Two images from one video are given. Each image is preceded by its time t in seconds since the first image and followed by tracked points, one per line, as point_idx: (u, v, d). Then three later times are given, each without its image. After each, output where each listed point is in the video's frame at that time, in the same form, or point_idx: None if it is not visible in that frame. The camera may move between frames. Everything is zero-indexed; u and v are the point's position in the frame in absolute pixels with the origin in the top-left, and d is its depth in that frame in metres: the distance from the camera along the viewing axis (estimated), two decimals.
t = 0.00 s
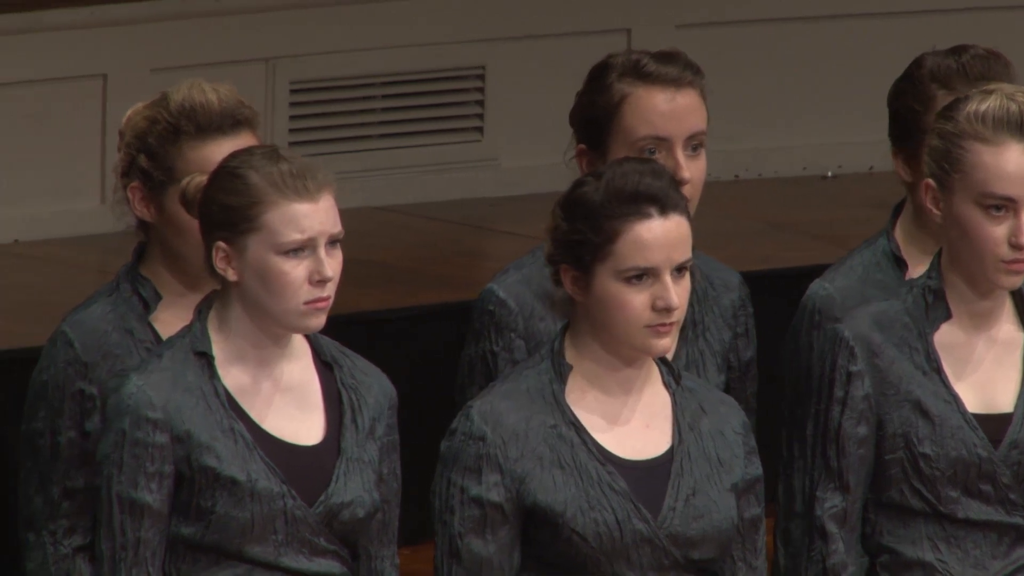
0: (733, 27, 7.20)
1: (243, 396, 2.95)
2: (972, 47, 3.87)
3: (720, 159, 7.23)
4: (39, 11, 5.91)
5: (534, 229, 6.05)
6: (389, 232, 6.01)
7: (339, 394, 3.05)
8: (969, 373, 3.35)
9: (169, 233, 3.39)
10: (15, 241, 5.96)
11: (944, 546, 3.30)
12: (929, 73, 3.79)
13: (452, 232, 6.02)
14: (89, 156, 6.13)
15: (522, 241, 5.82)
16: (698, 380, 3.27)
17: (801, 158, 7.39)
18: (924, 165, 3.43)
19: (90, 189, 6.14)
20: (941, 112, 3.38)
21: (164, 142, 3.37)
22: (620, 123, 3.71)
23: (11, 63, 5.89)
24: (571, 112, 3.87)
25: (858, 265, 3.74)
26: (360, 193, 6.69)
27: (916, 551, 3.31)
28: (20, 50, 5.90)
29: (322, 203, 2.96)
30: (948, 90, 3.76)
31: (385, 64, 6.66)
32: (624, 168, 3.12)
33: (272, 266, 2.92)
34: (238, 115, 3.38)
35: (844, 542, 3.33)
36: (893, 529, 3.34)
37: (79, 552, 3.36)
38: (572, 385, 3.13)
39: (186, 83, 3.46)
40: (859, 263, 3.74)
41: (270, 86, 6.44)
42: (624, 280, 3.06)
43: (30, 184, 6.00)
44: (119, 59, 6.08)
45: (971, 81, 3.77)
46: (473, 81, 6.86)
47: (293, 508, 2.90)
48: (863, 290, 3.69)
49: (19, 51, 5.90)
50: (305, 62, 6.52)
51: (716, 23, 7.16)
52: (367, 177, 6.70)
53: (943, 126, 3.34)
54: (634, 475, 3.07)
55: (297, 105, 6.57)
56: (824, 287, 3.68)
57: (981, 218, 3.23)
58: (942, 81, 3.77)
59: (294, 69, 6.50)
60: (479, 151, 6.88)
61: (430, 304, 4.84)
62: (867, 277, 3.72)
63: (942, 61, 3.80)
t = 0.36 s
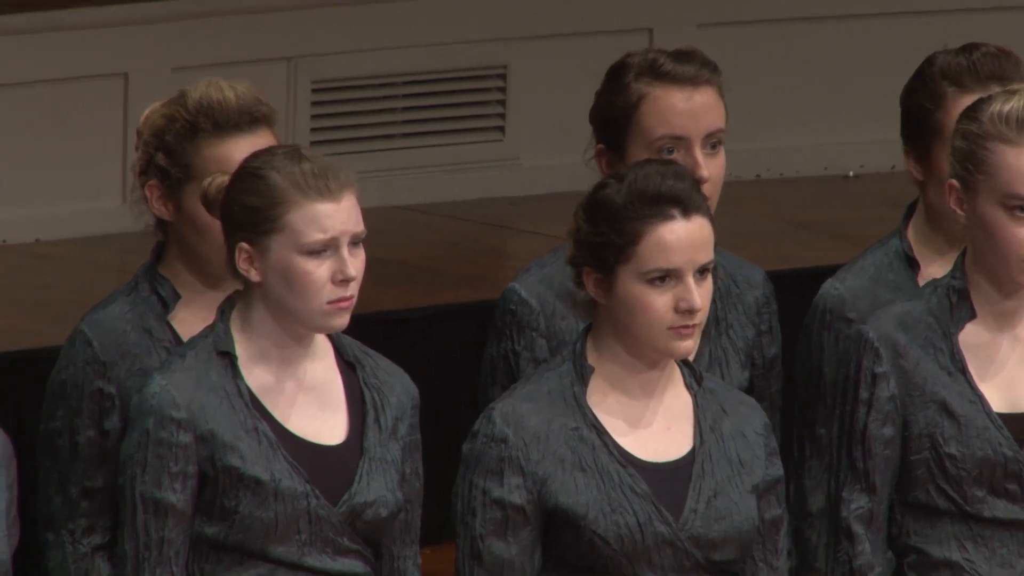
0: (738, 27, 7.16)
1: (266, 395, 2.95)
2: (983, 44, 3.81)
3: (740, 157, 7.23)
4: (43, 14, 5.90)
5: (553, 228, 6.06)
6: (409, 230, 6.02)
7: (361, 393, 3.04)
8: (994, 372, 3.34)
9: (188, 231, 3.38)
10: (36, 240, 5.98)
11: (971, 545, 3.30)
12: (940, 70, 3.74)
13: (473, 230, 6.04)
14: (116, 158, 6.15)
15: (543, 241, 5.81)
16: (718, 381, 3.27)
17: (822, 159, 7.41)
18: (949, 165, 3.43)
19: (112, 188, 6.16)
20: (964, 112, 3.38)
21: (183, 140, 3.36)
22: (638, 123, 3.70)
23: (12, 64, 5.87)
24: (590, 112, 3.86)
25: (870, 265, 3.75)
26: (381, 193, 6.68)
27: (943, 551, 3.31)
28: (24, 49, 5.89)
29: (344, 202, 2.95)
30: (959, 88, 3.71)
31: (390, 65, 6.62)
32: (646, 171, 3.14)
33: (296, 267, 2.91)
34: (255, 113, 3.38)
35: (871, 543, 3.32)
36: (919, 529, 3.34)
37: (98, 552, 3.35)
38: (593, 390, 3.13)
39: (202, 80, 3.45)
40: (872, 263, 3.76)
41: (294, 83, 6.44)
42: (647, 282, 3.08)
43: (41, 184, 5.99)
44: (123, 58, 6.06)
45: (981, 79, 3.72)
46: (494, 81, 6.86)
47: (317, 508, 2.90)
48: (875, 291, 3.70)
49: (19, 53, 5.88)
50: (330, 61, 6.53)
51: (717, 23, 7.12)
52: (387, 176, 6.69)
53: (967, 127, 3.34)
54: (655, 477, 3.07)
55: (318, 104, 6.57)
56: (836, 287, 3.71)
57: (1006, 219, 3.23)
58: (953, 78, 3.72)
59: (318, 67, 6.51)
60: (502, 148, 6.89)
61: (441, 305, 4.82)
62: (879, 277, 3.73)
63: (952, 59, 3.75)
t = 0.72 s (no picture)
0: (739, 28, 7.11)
1: (288, 393, 2.93)
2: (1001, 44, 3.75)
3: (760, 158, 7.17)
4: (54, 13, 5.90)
5: (578, 227, 6.03)
6: (432, 229, 6.01)
7: (383, 391, 3.03)
8: (1021, 370, 3.31)
9: (209, 228, 3.38)
10: (59, 239, 5.98)
11: (998, 542, 3.27)
12: (957, 70, 3.69)
13: (498, 228, 6.03)
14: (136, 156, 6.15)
15: (569, 239, 5.79)
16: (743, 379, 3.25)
17: (844, 154, 7.35)
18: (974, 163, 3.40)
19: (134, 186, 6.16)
20: (990, 110, 3.35)
21: (203, 137, 3.36)
22: (661, 123, 3.68)
23: (12, 64, 5.83)
24: (614, 111, 3.84)
25: (887, 265, 3.71)
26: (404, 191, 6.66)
27: (969, 549, 3.28)
28: (20, 49, 5.85)
29: (362, 198, 2.94)
30: (976, 87, 3.65)
31: (394, 65, 6.61)
32: (670, 170, 3.14)
33: (317, 264, 2.91)
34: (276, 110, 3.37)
35: (897, 541, 3.30)
36: (947, 526, 3.32)
37: (119, 548, 3.37)
38: (618, 389, 3.11)
39: (224, 77, 3.45)
40: (888, 263, 3.71)
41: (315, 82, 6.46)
42: (671, 282, 3.07)
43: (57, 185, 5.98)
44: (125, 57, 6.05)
45: (998, 78, 3.67)
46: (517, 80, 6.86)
47: (339, 505, 2.89)
48: (891, 291, 3.66)
49: (15, 58, 5.84)
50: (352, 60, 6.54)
51: (727, 24, 7.08)
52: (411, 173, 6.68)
53: (993, 125, 3.31)
54: (680, 477, 3.05)
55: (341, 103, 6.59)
56: (853, 288, 3.68)
57: None
58: (970, 78, 3.66)
59: (339, 66, 6.52)
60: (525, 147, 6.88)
61: (445, 304, 4.77)
62: (896, 277, 3.69)
63: (970, 59, 3.70)
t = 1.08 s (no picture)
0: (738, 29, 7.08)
1: (316, 390, 2.93)
2: None
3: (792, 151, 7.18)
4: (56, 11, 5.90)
5: (608, 226, 6.00)
6: (457, 228, 6.02)
7: (412, 387, 3.02)
8: None
9: (237, 226, 3.38)
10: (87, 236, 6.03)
11: None
12: (987, 66, 3.67)
13: (524, 226, 6.03)
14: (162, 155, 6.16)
15: (598, 238, 5.78)
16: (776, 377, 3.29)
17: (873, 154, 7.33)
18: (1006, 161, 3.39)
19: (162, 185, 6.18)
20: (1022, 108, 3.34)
21: (232, 134, 3.35)
22: (686, 115, 3.68)
23: (12, 63, 5.83)
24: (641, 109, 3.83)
25: (919, 263, 3.69)
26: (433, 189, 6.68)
27: (1001, 547, 3.27)
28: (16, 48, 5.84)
29: (388, 193, 2.94)
30: (1007, 85, 3.64)
31: (394, 64, 6.59)
32: (704, 168, 3.17)
33: (344, 261, 2.91)
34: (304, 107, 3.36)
35: (928, 540, 3.28)
36: (978, 525, 3.30)
37: (147, 547, 3.36)
38: (652, 385, 3.15)
39: (253, 73, 3.43)
40: (920, 262, 3.70)
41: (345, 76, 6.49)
42: (704, 280, 3.10)
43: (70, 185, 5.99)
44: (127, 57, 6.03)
45: None
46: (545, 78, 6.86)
47: (366, 502, 2.88)
48: (925, 289, 3.65)
49: (9, 57, 5.83)
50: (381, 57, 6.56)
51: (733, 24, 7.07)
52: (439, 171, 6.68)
53: None
54: (713, 474, 3.09)
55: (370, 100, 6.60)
56: (886, 287, 3.68)
57: None
58: (1001, 74, 3.65)
59: (368, 63, 6.54)
60: (553, 145, 6.88)
61: (456, 304, 4.73)
62: (928, 275, 3.67)
63: (1000, 55, 3.68)
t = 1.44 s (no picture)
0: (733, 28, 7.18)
1: (345, 386, 2.93)
2: None
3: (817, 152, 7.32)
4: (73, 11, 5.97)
5: (637, 225, 6.02)
6: (484, 224, 6.06)
7: (441, 384, 3.02)
8: None
9: (266, 223, 3.38)
10: (115, 234, 6.13)
11: None
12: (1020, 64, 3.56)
13: (552, 223, 6.05)
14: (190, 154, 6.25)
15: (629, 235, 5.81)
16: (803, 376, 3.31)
17: (901, 152, 7.47)
18: None
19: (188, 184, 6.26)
20: None
21: (260, 130, 3.36)
22: (704, 109, 3.67)
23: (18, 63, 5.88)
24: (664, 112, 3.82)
25: (954, 262, 3.67)
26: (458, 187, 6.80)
27: None
28: (17, 48, 5.89)
29: (417, 190, 2.94)
30: None
31: (403, 64, 6.67)
32: (733, 167, 3.17)
33: (373, 258, 2.91)
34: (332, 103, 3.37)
35: (956, 539, 3.26)
36: (1007, 524, 3.29)
37: (176, 546, 3.38)
38: (679, 384, 3.17)
39: (280, 71, 3.44)
40: (954, 261, 3.67)
41: (372, 74, 6.59)
42: (733, 279, 3.11)
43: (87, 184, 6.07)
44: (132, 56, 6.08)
45: None
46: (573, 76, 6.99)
47: (396, 498, 2.89)
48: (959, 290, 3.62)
49: (9, 56, 5.86)
50: (408, 55, 6.67)
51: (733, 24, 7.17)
52: (465, 170, 6.81)
53: None
54: (741, 472, 3.12)
55: (399, 99, 6.71)
56: (921, 288, 3.65)
57: None
58: None
59: (395, 62, 6.65)
60: (580, 142, 7.01)
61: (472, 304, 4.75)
62: (963, 274, 3.64)
63: None
